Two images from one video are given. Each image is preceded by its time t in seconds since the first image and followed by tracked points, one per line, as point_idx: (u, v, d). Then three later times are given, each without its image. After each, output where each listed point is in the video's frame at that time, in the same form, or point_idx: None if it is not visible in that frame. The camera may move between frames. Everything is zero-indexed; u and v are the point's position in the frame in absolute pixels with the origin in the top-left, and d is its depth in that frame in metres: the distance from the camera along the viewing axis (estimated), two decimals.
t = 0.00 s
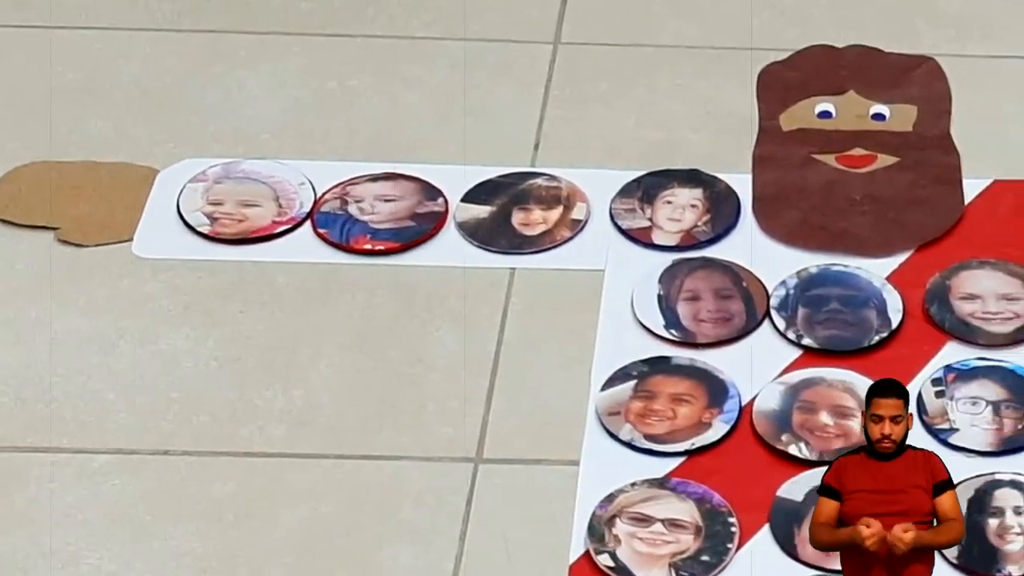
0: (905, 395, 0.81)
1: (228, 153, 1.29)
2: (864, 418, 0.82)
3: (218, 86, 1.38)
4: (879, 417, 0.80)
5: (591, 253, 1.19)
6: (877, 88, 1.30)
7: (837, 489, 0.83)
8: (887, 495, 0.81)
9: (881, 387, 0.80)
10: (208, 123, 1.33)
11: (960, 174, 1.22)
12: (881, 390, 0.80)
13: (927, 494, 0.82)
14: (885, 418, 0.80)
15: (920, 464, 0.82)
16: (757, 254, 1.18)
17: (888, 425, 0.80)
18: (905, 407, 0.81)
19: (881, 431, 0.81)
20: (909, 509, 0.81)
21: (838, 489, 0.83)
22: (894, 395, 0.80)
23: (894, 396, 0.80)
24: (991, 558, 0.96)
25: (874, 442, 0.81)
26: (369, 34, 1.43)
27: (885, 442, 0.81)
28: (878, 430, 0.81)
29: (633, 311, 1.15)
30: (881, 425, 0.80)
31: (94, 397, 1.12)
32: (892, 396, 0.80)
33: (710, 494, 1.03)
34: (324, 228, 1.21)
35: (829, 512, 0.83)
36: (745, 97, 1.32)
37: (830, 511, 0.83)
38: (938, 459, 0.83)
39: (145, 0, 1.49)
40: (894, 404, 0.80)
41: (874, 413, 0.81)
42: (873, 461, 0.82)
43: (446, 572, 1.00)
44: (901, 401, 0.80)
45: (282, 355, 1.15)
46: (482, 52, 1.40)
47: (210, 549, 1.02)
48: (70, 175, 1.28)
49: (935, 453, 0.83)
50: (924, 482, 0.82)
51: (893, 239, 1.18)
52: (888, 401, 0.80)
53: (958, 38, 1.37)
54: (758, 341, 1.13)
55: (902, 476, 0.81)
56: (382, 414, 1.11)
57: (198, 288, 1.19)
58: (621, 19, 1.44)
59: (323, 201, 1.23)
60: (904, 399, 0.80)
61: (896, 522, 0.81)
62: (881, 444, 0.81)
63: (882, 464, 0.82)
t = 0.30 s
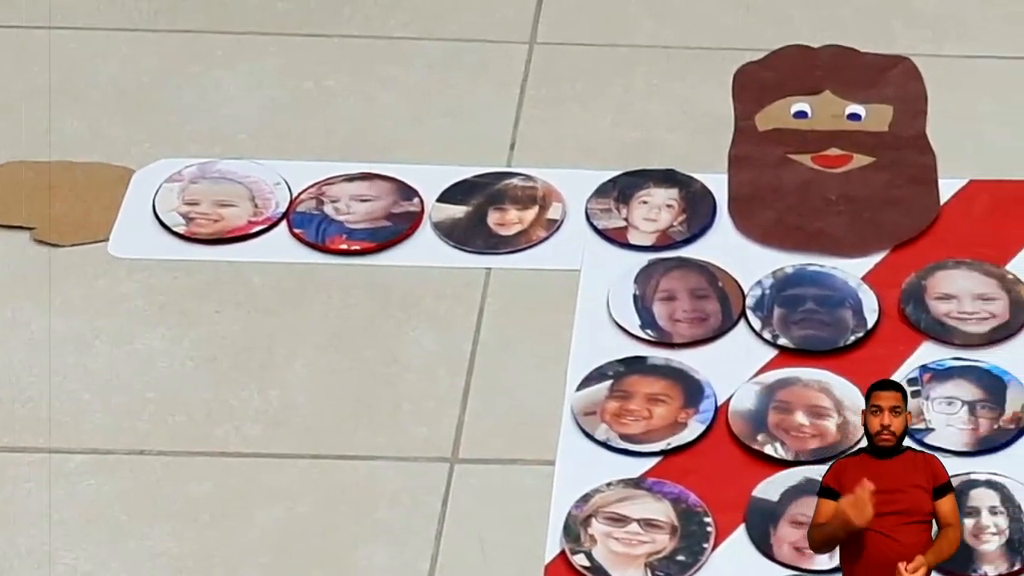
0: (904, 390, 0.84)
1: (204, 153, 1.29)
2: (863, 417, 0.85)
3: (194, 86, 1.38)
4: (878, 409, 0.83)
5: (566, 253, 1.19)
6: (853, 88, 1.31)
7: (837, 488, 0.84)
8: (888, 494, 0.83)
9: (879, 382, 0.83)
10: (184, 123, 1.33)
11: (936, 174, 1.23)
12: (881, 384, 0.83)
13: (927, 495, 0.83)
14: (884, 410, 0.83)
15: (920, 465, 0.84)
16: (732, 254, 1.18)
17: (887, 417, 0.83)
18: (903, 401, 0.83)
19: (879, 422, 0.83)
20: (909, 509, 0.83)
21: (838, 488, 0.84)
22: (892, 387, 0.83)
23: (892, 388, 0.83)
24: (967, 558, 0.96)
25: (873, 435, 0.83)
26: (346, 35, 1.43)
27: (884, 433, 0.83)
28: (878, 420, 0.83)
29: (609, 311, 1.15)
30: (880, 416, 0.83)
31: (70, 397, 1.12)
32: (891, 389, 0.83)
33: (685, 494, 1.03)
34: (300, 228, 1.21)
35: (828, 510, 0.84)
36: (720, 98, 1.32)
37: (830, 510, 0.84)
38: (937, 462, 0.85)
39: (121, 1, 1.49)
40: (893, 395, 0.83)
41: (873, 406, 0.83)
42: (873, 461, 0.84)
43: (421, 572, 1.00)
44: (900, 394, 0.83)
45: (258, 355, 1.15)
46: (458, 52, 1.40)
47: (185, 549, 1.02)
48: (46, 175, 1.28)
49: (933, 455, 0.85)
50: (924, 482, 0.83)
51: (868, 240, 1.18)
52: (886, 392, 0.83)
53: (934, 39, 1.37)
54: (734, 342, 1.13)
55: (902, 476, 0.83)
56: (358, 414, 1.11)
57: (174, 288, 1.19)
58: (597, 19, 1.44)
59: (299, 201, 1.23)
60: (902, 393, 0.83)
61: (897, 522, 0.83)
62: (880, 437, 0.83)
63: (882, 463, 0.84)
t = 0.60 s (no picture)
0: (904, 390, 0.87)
1: (180, 153, 1.29)
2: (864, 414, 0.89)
3: (170, 86, 1.38)
4: (876, 407, 0.87)
5: (541, 253, 1.19)
6: (828, 88, 1.30)
7: (841, 487, 0.88)
8: (891, 494, 0.86)
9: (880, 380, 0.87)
10: (160, 123, 1.33)
11: (911, 175, 1.23)
12: (881, 383, 0.87)
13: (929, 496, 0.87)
14: (882, 408, 0.87)
15: (921, 465, 0.87)
16: (708, 254, 1.18)
17: (885, 415, 0.87)
18: (902, 400, 0.87)
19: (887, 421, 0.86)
20: (913, 508, 0.86)
21: (845, 487, 0.87)
22: (891, 386, 0.87)
23: (892, 387, 0.87)
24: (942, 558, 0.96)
25: (871, 433, 0.87)
26: (321, 35, 1.43)
27: (882, 432, 0.87)
28: (875, 419, 0.87)
29: (585, 311, 1.15)
30: (878, 414, 0.87)
31: (45, 397, 1.12)
32: (890, 388, 0.87)
33: (661, 494, 1.03)
34: (275, 228, 1.21)
35: (836, 509, 0.88)
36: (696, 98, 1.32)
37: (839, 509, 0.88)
38: (938, 463, 0.88)
39: None
40: (891, 394, 0.87)
41: (872, 405, 0.87)
42: (875, 461, 0.88)
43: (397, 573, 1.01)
44: (898, 393, 0.87)
45: (233, 355, 1.15)
46: (433, 52, 1.39)
47: (161, 549, 1.03)
48: (22, 175, 1.28)
49: (933, 457, 0.89)
50: (926, 483, 0.87)
51: (843, 240, 1.18)
52: (886, 391, 0.87)
53: (910, 38, 1.37)
54: (709, 342, 1.13)
55: (903, 476, 0.87)
56: (333, 414, 1.11)
57: (150, 288, 1.19)
58: (573, 18, 1.43)
59: (274, 201, 1.23)
60: (901, 392, 0.87)
61: (900, 521, 0.86)
62: (878, 434, 0.87)
63: (883, 462, 0.88)
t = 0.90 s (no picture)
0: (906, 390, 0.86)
1: (156, 153, 1.29)
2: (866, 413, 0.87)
3: (146, 86, 1.37)
4: (878, 407, 0.85)
5: (517, 253, 1.19)
6: (803, 88, 1.30)
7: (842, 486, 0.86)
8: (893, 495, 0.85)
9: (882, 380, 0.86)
10: (136, 123, 1.33)
11: (887, 175, 1.23)
12: (882, 382, 0.85)
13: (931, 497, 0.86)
14: (884, 407, 0.85)
15: (921, 465, 0.86)
16: (684, 254, 1.18)
17: (887, 414, 0.85)
18: (905, 399, 0.85)
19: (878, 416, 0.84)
20: (913, 509, 0.85)
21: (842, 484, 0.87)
22: (893, 385, 0.85)
23: (893, 386, 0.86)
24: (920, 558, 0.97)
25: (873, 432, 0.85)
26: (296, 35, 1.43)
27: (884, 431, 0.85)
28: (875, 420, 0.85)
29: (561, 311, 1.15)
30: (880, 414, 0.85)
31: (20, 397, 1.12)
32: (892, 388, 0.85)
33: (637, 494, 1.04)
34: (251, 228, 1.21)
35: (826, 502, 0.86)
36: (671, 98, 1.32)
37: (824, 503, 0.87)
38: (938, 463, 0.88)
39: None
40: (893, 394, 0.85)
41: (874, 404, 0.85)
42: (875, 461, 0.87)
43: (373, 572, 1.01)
44: (900, 392, 0.85)
45: (208, 355, 1.15)
46: (409, 52, 1.39)
47: (136, 549, 1.03)
48: None
49: (933, 457, 0.88)
50: (927, 483, 0.86)
51: (819, 240, 1.18)
52: (887, 390, 0.85)
53: (885, 38, 1.37)
54: (685, 342, 1.13)
55: (904, 476, 0.86)
56: (308, 414, 1.11)
57: (125, 288, 1.19)
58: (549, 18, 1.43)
59: (250, 201, 1.23)
60: (903, 391, 0.85)
61: (899, 521, 0.85)
62: (879, 434, 0.85)
63: (884, 462, 0.86)
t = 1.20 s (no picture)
0: (898, 390, 0.86)
1: (131, 153, 1.29)
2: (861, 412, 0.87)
3: (122, 87, 1.37)
4: (872, 410, 0.86)
5: (492, 253, 1.19)
6: (779, 88, 1.31)
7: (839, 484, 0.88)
8: (891, 496, 0.87)
9: (875, 382, 0.86)
10: (112, 123, 1.33)
11: (863, 175, 1.23)
12: (874, 385, 0.85)
13: (931, 497, 0.87)
14: (877, 410, 0.85)
15: (921, 466, 0.87)
16: (660, 254, 1.18)
17: (881, 418, 0.86)
18: (898, 400, 0.85)
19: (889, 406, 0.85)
20: (912, 510, 0.86)
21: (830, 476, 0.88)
22: (886, 388, 0.85)
23: (886, 387, 0.85)
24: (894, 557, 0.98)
25: (869, 435, 0.86)
26: (272, 35, 1.43)
27: (878, 434, 0.86)
28: (870, 424, 0.86)
29: (536, 311, 1.15)
30: (874, 417, 0.86)
31: None
32: (885, 390, 0.85)
33: (612, 494, 1.04)
34: (227, 228, 1.21)
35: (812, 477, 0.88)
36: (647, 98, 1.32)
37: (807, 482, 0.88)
38: (940, 463, 0.88)
39: None
40: (886, 397, 0.85)
41: (868, 407, 0.86)
42: (873, 461, 0.88)
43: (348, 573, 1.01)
44: (894, 394, 0.85)
45: (184, 355, 1.15)
46: (384, 52, 1.39)
47: (112, 549, 1.03)
48: None
49: (935, 457, 0.89)
50: (926, 483, 0.87)
51: (795, 240, 1.18)
52: (880, 393, 0.85)
53: (861, 38, 1.37)
54: (661, 342, 1.13)
55: (902, 477, 0.87)
56: (284, 414, 1.11)
57: (101, 288, 1.19)
58: (524, 18, 1.43)
59: (226, 201, 1.23)
60: (896, 392, 0.85)
61: (896, 522, 0.87)
62: (875, 437, 0.86)
63: (880, 463, 0.88)
